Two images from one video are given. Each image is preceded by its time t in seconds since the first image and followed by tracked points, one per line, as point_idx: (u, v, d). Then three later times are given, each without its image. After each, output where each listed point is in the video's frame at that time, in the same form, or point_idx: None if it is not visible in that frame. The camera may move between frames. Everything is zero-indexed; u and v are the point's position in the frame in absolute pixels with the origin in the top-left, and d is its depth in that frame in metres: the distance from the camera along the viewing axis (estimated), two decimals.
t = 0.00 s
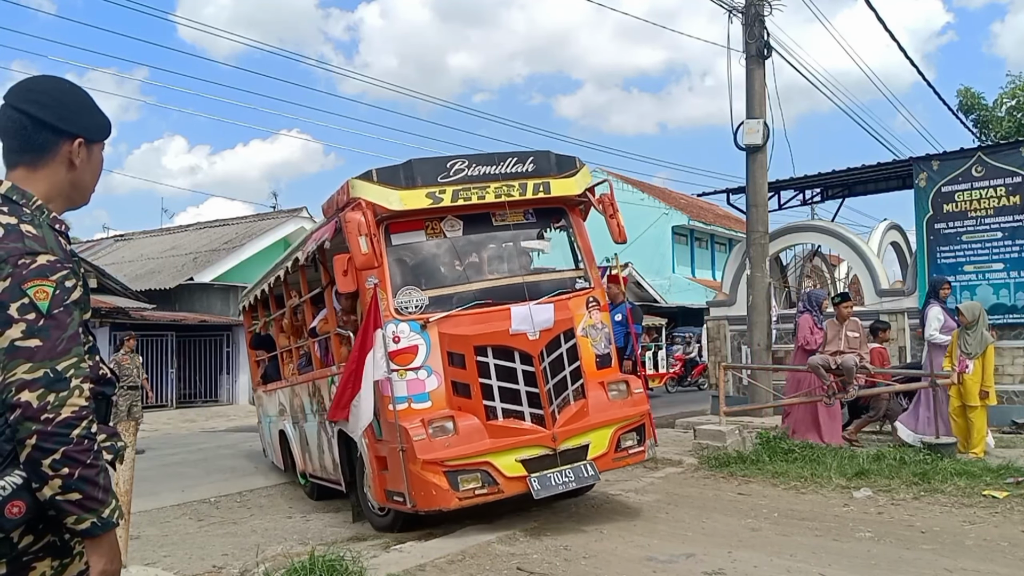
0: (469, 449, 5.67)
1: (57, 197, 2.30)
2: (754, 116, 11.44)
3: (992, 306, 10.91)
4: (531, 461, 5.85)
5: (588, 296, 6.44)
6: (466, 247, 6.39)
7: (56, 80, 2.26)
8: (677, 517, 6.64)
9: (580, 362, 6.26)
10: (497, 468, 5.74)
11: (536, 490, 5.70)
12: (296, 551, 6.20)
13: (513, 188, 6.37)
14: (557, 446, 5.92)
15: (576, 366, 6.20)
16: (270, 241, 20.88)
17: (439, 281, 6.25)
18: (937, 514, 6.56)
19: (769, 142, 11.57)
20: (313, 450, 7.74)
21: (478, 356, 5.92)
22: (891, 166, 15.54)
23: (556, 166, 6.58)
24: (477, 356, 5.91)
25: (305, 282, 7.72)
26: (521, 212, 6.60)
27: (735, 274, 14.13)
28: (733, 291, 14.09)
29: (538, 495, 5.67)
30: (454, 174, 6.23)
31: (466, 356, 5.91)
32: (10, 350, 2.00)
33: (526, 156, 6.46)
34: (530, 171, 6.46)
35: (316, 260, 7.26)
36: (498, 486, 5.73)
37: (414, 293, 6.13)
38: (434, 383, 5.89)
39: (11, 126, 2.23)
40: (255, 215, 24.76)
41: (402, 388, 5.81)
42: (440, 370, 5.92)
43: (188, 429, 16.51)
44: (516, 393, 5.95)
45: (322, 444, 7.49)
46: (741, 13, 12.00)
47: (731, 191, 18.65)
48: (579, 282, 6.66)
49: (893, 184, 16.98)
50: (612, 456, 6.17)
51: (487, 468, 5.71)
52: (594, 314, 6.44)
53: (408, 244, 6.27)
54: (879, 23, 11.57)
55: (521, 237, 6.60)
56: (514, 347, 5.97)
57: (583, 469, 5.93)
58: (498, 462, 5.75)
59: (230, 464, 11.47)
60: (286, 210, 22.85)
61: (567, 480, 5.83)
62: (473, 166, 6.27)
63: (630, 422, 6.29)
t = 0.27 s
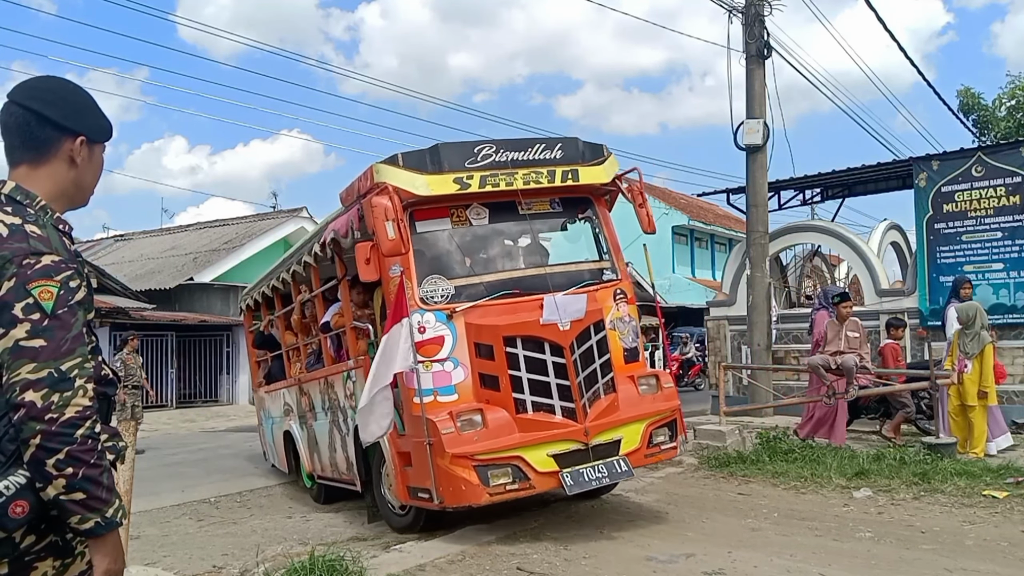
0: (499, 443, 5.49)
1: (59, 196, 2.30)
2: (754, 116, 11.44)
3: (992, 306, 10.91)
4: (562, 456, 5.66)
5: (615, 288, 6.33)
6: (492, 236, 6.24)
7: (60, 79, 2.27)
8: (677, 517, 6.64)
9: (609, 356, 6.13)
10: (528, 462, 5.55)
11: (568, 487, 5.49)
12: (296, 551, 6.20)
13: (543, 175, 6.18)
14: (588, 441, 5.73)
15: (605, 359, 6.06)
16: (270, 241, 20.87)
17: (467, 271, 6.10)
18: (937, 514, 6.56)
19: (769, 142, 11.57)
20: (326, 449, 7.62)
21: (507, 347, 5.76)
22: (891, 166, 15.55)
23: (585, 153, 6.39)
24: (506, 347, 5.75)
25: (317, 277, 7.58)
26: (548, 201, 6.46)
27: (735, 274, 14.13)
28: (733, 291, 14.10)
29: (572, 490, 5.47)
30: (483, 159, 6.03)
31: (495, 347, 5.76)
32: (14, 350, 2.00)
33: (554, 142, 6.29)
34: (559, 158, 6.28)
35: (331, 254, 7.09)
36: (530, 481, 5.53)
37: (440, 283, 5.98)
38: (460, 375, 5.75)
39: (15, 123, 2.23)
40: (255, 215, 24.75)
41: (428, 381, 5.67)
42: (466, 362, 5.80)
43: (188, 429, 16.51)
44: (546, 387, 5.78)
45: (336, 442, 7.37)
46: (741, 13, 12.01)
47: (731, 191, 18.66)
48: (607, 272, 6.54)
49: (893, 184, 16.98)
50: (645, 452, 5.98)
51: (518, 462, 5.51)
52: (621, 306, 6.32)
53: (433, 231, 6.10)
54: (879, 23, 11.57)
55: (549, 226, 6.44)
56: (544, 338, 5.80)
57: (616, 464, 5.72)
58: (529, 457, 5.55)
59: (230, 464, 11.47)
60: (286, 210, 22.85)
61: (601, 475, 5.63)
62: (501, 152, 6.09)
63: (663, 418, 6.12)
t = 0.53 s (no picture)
0: (538, 440, 5.20)
1: (59, 196, 2.30)
2: (754, 116, 11.44)
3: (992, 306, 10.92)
4: (602, 457, 5.36)
5: (653, 284, 6.03)
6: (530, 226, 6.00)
7: (61, 78, 2.27)
8: (677, 517, 6.64)
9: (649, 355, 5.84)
10: (568, 461, 5.25)
11: (609, 488, 5.18)
12: (296, 551, 6.20)
13: (582, 164, 5.97)
14: (630, 441, 5.44)
15: (644, 358, 5.77)
16: (270, 241, 20.86)
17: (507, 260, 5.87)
18: (937, 514, 6.56)
19: (769, 142, 11.57)
20: (341, 448, 7.39)
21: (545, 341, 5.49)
22: (891, 166, 15.55)
23: (624, 144, 6.20)
24: (544, 340, 5.49)
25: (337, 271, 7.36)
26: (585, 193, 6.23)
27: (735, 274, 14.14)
28: (734, 291, 14.10)
29: (613, 492, 5.17)
30: (522, 145, 5.81)
31: (534, 340, 5.48)
32: (16, 350, 2.00)
33: (594, 131, 6.07)
34: (599, 148, 6.06)
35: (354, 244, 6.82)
36: (569, 481, 5.22)
37: (475, 273, 5.72)
38: (495, 369, 5.48)
39: (16, 121, 2.23)
40: (255, 215, 24.75)
41: (461, 374, 5.39)
42: (502, 356, 5.51)
43: (188, 429, 16.50)
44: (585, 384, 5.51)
45: (352, 441, 7.14)
46: (741, 14, 12.02)
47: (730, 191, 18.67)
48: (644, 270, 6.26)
49: (893, 184, 16.98)
50: (687, 455, 5.68)
51: (557, 461, 5.22)
52: (659, 304, 6.03)
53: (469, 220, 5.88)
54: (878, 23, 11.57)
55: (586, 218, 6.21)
56: (583, 332, 5.56)
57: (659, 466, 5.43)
58: (568, 456, 5.26)
59: (230, 464, 11.47)
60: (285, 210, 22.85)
61: (644, 476, 5.33)
62: (541, 139, 5.87)
63: (705, 420, 5.82)
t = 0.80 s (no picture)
0: (577, 441, 5.03)
1: (61, 196, 2.30)
2: (754, 116, 11.44)
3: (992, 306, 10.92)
4: (641, 460, 5.20)
5: (690, 285, 5.89)
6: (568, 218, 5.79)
7: (64, 78, 2.27)
8: (677, 517, 6.64)
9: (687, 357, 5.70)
10: (606, 463, 5.08)
11: (649, 493, 5.03)
12: (296, 551, 6.20)
13: (627, 157, 5.77)
14: (668, 445, 5.29)
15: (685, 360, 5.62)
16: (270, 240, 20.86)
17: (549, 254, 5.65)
18: (937, 514, 6.56)
19: (769, 142, 11.57)
20: (354, 444, 7.24)
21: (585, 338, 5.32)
22: (891, 166, 15.54)
23: (666, 138, 6.02)
24: (583, 337, 5.32)
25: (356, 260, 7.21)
26: (623, 187, 6.04)
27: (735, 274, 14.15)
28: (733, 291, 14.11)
29: (653, 497, 5.02)
30: (565, 134, 5.62)
31: (573, 337, 5.31)
32: (17, 351, 2.00)
33: (638, 124, 5.88)
34: (642, 141, 5.88)
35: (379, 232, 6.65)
36: (607, 484, 5.06)
37: (512, 265, 5.50)
38: (530, 366, 5.31)
39: (20, 121, 2.23)
40: (255, 215, 24.75)
41: (496, 369, 5.24)
42: (537, 352, 5.33)
43: (188, 429, 16.50)
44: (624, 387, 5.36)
45: (368, 437, 6.99)
46: (741, 14, 12.02)
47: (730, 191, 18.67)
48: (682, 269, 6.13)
49: (893, 184, 16.98)
50: (725, 461, 5.57)
51: (595, 464, 5.05)
52: (696, 305, 5.89)
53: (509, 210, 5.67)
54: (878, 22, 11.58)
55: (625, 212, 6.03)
56: (624, 330, 5.40)
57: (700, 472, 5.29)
58: (606, 458, 5.09)
59: (230, 464, 11.47)
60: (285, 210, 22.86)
61: (684, 481, 5.19)
62: (585, 129, 5.67)
63: (742, 425, 5.72)
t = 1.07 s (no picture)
0: (623, 432, 4.79)
1: (63, 197, 2.30)
2: (754, 117, 11.44)
3: (992, 306, 10.92)
4: (688, 453, 4.97)
5: (728, 276, 5.76)
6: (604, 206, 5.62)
7: (67, 79, 2.28)
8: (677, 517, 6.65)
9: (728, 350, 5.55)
10: (654, 456, 4.85)
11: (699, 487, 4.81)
12: (296, 551, 6.20)
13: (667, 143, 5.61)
14: (716, 438, 5.07)
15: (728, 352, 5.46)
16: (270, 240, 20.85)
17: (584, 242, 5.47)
18: (937, 514, 6.56)
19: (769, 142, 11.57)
20: (371, 445, 7.01)
21: (629, 327, 5.10)
22: (890, 166, 15.54)
23: (705, 126, 5.87)
24: (627, 326, 5.10)
25: (373, 254, 7.00)
26: (659, 175, 5.88)
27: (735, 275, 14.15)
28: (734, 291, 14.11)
29: (702, 490, 4.80)
30: (605, 118, 5.45)
31: (616, 325, 5.10)
32: (20, 350, 2.00)
33: (677, 110, 5.72)
34: (681, 128, 5.72)
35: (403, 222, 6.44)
36: (655, 478, 4.83)
37: (552, 252, 5.35)
38: (571, 356, 5.10)
39: (23, 121, 2.23)
40: (255, 215, 24.75)
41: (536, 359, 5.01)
42: (578, 341, 5.13)
43: (188, 429, 16.50)
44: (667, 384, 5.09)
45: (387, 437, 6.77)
46: (741, 14, 12.03)
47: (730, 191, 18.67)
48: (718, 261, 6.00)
49: (893, 184, 16.98)
50: (770, 456, 5.40)
51: (643, 456, 4.81)
52: (734, 297, 5.76)
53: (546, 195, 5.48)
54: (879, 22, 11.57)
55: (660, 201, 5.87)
56: (669, 318, 5.17)
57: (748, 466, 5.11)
58: (654, 450, 4.86)
59: (229, 464, 11.47)
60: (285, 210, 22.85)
61: (734, 475, 4.98)
62: (625, 113, 5.51)
63: (786, 419, 5.56)
